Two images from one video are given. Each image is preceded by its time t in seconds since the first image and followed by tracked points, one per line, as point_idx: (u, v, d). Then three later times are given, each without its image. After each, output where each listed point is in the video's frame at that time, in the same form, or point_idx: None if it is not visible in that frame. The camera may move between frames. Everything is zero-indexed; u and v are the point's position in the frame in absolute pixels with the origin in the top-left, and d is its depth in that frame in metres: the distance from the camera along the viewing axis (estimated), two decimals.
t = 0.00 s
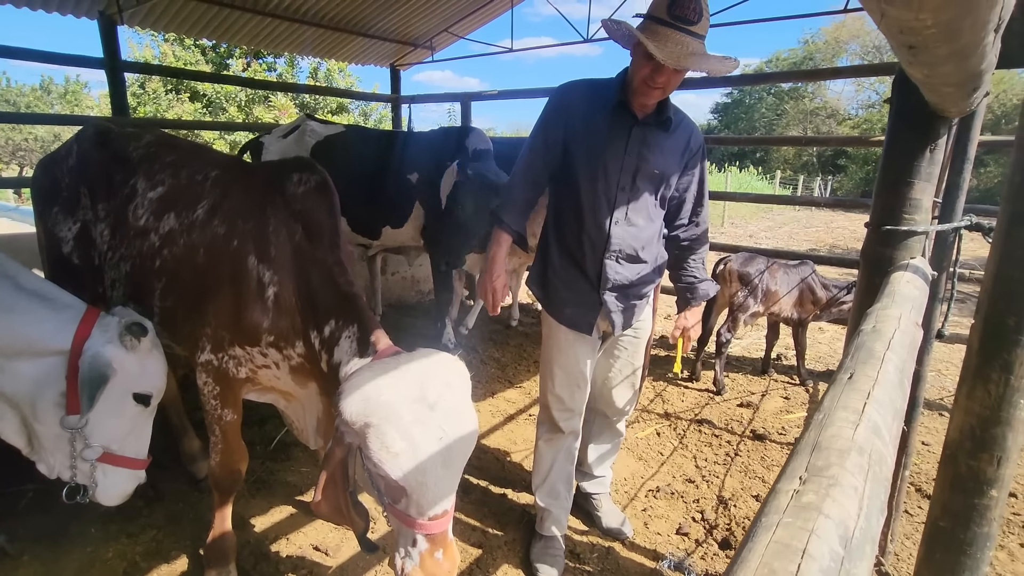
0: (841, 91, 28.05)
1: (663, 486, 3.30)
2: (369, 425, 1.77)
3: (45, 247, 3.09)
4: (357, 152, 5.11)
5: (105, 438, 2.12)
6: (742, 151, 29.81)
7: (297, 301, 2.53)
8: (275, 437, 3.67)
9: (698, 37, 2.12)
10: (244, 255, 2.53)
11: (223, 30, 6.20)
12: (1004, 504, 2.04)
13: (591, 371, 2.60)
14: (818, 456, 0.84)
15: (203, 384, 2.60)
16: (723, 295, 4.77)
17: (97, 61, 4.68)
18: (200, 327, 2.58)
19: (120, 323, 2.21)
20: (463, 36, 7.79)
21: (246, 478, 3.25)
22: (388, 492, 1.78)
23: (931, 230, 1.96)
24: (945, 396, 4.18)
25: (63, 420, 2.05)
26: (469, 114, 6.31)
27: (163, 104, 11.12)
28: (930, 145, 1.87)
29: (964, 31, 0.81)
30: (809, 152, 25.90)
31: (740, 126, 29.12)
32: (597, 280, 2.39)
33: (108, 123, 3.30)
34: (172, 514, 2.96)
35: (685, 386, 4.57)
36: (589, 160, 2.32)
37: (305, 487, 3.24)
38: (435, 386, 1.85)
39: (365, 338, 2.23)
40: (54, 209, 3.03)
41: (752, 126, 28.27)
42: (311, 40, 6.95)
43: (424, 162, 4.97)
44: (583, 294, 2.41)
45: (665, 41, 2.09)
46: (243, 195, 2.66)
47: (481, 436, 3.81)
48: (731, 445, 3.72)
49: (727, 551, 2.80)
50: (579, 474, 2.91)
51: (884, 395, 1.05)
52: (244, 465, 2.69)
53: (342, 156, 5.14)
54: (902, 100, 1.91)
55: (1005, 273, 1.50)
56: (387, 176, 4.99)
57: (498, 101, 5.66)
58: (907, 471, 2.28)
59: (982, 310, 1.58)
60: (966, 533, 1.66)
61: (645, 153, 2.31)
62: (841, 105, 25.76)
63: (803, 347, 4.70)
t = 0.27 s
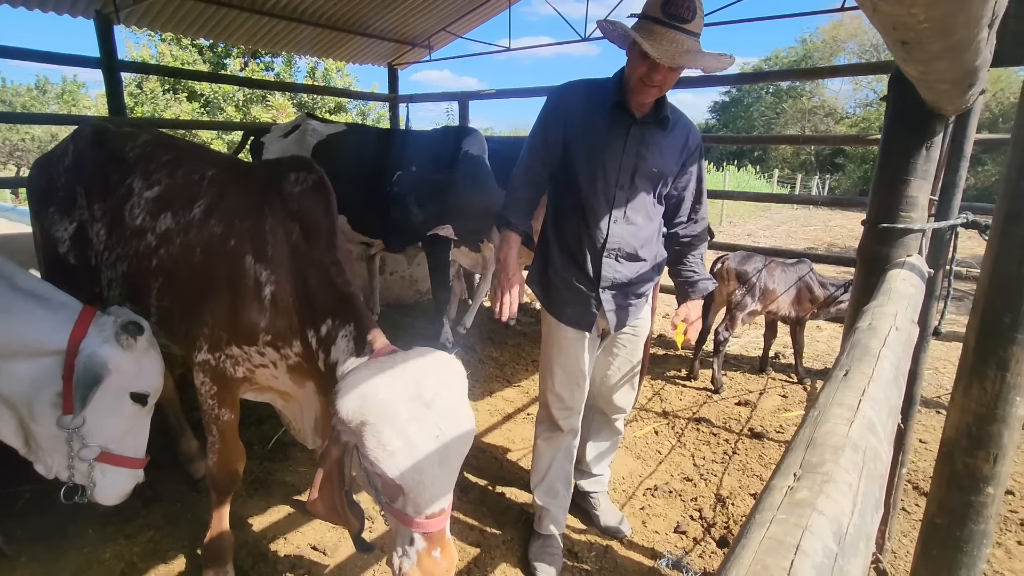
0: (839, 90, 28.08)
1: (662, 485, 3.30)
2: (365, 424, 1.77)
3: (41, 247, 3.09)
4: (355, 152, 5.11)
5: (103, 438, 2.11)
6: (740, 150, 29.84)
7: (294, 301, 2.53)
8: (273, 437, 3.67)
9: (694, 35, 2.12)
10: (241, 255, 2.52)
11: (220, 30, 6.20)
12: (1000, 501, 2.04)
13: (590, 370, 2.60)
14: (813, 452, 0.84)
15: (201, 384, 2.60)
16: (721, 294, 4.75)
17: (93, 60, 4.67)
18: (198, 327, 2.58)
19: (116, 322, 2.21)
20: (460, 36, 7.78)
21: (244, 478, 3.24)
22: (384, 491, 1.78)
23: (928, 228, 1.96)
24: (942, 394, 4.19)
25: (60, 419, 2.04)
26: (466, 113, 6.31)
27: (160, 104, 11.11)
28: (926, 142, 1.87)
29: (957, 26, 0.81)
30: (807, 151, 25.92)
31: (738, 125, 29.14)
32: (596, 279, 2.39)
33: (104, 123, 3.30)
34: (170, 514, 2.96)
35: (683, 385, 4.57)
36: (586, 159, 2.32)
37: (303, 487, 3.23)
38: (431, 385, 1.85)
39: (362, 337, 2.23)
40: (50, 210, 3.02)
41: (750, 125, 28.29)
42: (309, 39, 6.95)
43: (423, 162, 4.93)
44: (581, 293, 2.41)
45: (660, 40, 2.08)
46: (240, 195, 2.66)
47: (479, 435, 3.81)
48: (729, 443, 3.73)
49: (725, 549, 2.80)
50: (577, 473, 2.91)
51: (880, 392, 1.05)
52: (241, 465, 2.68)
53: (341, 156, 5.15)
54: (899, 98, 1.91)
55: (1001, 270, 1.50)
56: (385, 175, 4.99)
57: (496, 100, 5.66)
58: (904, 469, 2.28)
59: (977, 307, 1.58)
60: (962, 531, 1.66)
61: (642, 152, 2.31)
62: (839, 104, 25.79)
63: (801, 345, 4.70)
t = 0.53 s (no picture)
0: (838, 88, 28.08)
1: (661, 483, 3.30)
2: (363, 422, 1.77)
3: (38, 246, 3.07)
4: (353, 151, 5.11)
5: (102, 436, 2.11)
6: (738, 148, 29.84)
7: (292, 299, 2.52)
8: (271, 435, 3.66)
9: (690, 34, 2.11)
10: (238, 254, 2.52)
11: (218, 28, 6.19)
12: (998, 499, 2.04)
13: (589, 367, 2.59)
14: (811, 450, 0.84)
15: (198, 382, 2.59)
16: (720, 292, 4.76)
17: (91, 58, 4.66)
18: (195, 325, 2.58)
19: (114, 320, 2.20)
20: (459, 34, 7.77)
21: (242, 477, 3.24)
22: (383, 489, 1.77)
23: (927, 226, 1.96)
24: (940, 392, 4.19)
25: (60, 417, 2.06)
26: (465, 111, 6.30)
27: (158, 103, 11.09)
28: (925, 140, 1.87)
29: (955, 20, 0.80)
30: (805, 149, 25.92)
31: (737, 124, 29.14)
32: (595, 277, 2.39)
33: (100, 121, 3.28)
34: (168, 513, 2.95)
35: (681, 383, 4.57)
36: (584, 158, 2.32)
37: (301, 485, 3.23)
38: (429, 382, 1.84)
39: (360, 336, 2.22)
40: (47, 208, 3.01)
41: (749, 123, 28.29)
42: (307, 37, 6.93)
43: (421, 160, 4.91)
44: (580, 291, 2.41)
45: (658, 46, 2.08)
46: (237, 193, 2.65)
47: (478, 433, 3.81)
48: (727, 441, 3.73)
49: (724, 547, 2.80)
50: (575, 471, 2.91)
51: (878, 389, 1.05)
52: (240, 464, 2.67)
53: (339, 154, 5.15)
54: (897, 95, 1.90)
55: (1000, 268, 1.50)
56: (383, 174, 4.98)
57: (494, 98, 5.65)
58: (903, 467, 2.28)
59: (976, 304, 1.57)
60: (961, 528, 1.66)
61: (640, 150, 2.31)
62: (838, 103, 25.79)
63: (799, 343, 4.70)
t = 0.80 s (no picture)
0: (838, 87, 28.06)
1: (660, 482, 3.30)
2: (361, 421, 1.77)
3: (36, 245, 3.07)
4: (352, 150, 5.10)
5: (103, 434, 2.10)
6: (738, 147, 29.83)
7: (291, 298, 2.52)
8: (270, 435, 3.66)
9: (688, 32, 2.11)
10: (237, 253, 2.51)
11: (217, 26, 6.18)
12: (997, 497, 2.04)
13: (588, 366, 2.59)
14: (810, 450, 0.83)
15: (198, 382, 2.59)
16: (719, 291, 4.65)
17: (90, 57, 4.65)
18: (194, 325, 2.57)
19: (114, 318, 2.20)
20: (458, 32, 7.76)
21: (241, 476, 3.23)
22: (382, 488, 1.77)
23: (927, 224, 1.95)
24: (940, 391, 4.19)
25: (61, 416, 2.05)
26: (464, 110, 6.29)
27: (158, 102, 11.09)
28: (925, 139, 1.86)
29: (956, 19, 0.80)
30: (805, 148, 25.91)
31: (737, 122, 29.12)
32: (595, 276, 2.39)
33: (99, 120, 3.28)
34: (167, 512, 2.95)
35: (681, 382, 4.57)
36: (582, 157, 2.31)
37: (301, 485, 3.23)
38: (427, 381, 1.84)
39: (359, 335, 2.22)
40: (45, 207, 3.00)
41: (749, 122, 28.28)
42: (306, 35, 6.92)
43: (421, 159, 4.93)
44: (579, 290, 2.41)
45: (647, 44, 2.07)
46: (235, 193, 2.64)
47: (477, 433, 3.80)
48: (727, 440, 3.72)
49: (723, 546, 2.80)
50: (575, 470, 2.90)
51: (878, 389, 1.05)
52: (239, 463, 2.67)
53: (337, 153, 5.13)
54: (897, 94, 1.90)
55: (1000, 267, 1.49)
56: (383, 174, 4.98)
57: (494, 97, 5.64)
58: (902, 466, 2.28)
59: (976, 304, 1.57)
60: (961, 527, 1.66)
61: (637, 149, 2.31)
62: (838, 101, 25.78)
63: (799, 342, 4.70)
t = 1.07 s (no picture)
0: (839, 86, 28.02)
1: (660, 481, 3.29)
2: (359, 418, 1.76)
3: (35, 244, 3.06)
4: (352, 148, 5.09)
5: (103, 432, 2.09)
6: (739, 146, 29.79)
7: (290, 296, 2.51)
8: (270, 433, 3.65)
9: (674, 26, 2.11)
10: (236, 251, 2.50)
11: (216, 25, 6.17)
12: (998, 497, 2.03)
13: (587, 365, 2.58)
14: (810, 448, 0.83)
15: (197, 380, 2.58)
16: (719, 290, 4.68)
17: (89, 55, 4.64)
18: (194, 323, 2.57)
19: (113, 317, 2.20)
20: (458, 31, 7.75)
21: (241, 474, 3.23)
22: (380, 486, 1.76)
23: (927, 222, 1.95)
24: (941, 389, 4.18)
25: (60, 414, 2.03)
26: (465, 108, 6.28)
27: (158, 100, 11.09)
28: (926, 136, 1.86)
29: (958, 12, 0.79)
30: (806, 146, 25.87)
31: (738, 121, 29.09)
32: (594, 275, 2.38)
33: (98, 119, 3.27)
34: (167, 511, 2.94)
35: (681, 381, 4.56)
36: (581, 154, 2.30)
37: (300, 484, 3.22)
38: (426, 378, 1.84)
39: (358, 333, 2.21)
40: (44, 206, 3.00)
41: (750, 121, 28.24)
42: (306, 34, 6.91)
43: (421, 158, 4.93)
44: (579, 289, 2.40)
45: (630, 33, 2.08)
46: (235, 191, 2.64)
47: (477, 431, 3.80)
48: (727, 439, 3.72)
49: (723, 545, 2.79)
50: (575, 469, 2.90)
51: (878, 387, 1.04)
52: (238, 462, 2.67)
53: (336, 152, 5.12)
54: (897, 91, 1.89)
55: (1001, 265, 1.48)
56: (383, 173, 4.98)
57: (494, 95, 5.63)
58: (903, 465, 2.27)
59: (977, 302, 1.56)
60: (961, 526, 1.65)
61: (635, 146, 2.30)
62: (839, 100, 25.74)
63: (800, 341, 4.69)
